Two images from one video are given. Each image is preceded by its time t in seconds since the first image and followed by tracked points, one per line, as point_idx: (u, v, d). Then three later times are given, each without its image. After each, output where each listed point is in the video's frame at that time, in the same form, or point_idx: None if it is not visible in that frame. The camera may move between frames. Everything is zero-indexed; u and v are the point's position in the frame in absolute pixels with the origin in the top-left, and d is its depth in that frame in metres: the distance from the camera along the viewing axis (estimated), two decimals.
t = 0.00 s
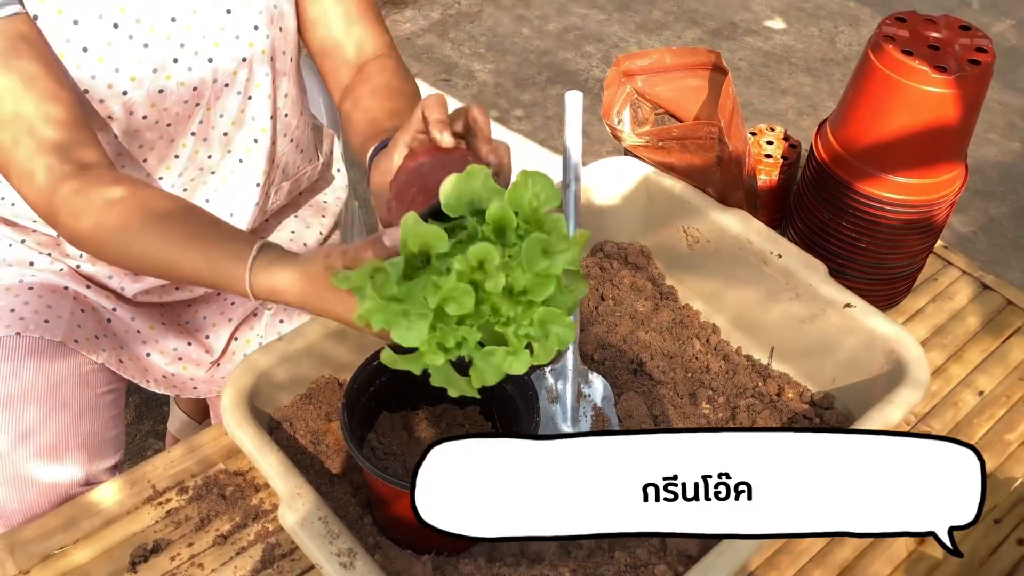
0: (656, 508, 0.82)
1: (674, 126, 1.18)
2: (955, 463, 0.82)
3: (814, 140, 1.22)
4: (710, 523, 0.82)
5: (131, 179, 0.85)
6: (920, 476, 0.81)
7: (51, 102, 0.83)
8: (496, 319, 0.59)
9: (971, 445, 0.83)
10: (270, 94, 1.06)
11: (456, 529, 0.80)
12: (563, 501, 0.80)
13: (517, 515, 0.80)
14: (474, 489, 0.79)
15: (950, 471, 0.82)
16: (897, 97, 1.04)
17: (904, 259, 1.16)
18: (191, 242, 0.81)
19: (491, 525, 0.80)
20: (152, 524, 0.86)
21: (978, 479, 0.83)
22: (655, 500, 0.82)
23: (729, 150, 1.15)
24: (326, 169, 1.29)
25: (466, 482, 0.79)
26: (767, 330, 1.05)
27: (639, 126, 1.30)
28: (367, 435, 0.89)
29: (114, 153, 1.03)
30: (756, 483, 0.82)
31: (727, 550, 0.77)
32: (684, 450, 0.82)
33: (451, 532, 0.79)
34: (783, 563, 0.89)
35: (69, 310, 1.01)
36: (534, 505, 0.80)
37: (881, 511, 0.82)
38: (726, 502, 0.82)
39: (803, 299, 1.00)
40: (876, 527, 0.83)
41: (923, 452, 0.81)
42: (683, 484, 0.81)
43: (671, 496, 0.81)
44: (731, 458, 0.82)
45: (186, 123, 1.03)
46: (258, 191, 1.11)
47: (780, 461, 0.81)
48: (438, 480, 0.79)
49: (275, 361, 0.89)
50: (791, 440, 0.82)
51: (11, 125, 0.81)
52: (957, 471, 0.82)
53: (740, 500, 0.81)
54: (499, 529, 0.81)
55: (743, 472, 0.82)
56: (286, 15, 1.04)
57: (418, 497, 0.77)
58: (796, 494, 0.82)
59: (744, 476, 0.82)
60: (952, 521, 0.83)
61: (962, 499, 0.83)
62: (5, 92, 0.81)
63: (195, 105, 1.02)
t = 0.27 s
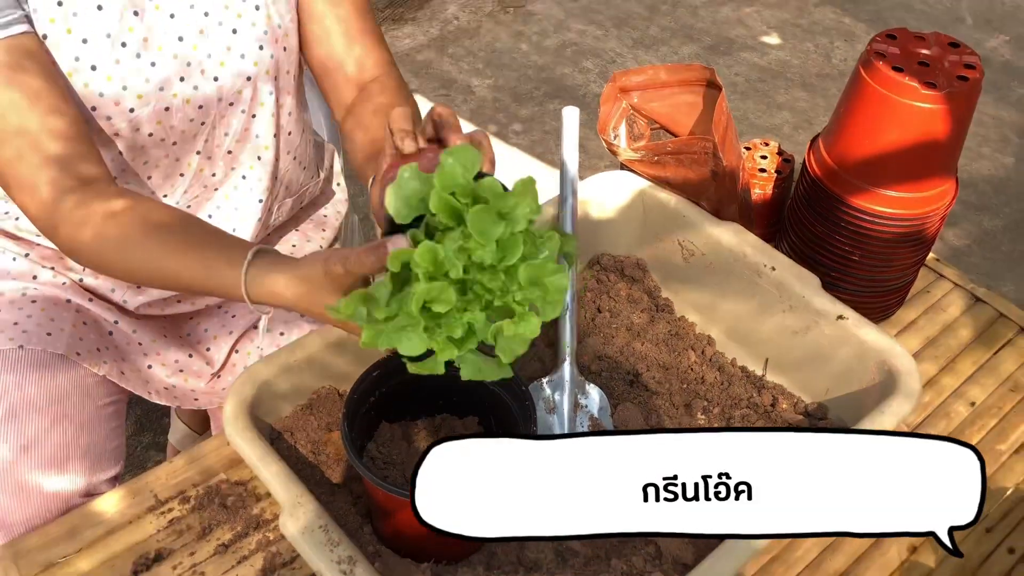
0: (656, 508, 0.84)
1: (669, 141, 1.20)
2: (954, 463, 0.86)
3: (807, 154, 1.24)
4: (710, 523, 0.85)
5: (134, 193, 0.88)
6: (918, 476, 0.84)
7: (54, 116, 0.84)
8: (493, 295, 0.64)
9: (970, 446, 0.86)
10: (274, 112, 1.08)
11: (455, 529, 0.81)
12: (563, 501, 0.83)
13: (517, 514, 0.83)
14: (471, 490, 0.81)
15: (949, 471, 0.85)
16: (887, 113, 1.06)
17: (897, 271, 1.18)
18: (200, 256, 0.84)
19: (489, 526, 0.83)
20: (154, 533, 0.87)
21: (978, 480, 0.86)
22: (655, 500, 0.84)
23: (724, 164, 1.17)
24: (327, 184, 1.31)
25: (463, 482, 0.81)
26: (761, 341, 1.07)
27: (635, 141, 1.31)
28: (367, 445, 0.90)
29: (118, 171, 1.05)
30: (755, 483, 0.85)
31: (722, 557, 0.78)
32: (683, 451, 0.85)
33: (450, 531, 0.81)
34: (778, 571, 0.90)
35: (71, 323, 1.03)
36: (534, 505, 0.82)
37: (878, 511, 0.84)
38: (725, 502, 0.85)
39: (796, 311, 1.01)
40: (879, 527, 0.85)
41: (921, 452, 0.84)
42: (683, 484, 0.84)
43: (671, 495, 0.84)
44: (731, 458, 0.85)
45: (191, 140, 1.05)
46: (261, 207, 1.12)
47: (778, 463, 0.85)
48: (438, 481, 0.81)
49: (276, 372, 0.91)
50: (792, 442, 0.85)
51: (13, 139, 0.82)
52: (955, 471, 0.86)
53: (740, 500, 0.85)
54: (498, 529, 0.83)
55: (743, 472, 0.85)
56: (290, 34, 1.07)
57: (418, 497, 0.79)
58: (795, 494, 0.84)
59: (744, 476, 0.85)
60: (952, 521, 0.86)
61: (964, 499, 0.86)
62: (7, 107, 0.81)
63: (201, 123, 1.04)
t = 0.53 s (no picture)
0: (659, 507, 0.86)
1: (667, 149, 1.21)
2: (957, 462, 0.90)
3: (803, 163, 1.25)
4: (715, 523, 0.86)
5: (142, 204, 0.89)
6: (924, 475, 0.88)
7: (64, 129, 0.86)
8: (459, 280, 0.65)
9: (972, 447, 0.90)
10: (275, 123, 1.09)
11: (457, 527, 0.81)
12: (573, 503, 0.85)
13: (523, 514, 0.84)
14: (478, 490, 0.82)
15: (953, 469, 0.90)
16: (881, 122, 1.07)
17: (892, 278, 1.19)
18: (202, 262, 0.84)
19: (494, 525, 0.84)
20: (155, 537, 0.87)
21: (984, 483, 0.89)
22: (658, 498, 0.87)
23: (720, 172, 1.18)
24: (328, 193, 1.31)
25: (473, 476, 0.84)
26: (758, 348, 1.08)
27: (633, 149, 1.32)
28: (367, 449, 0.91)
29: (123, 180, 1.05)
30: (760, 483, 0.88)
31: (720, 559, 0.79)
32: (686, 453, 0.88)
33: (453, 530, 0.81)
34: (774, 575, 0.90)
35: (73, 329, 1.03)
36: (545, 506, 0.84)
37: (889, 511, 0.86)
38: (730, 501, 0.88)
39: (792, 318, 1.02)
40: (887, 527, 0.87)
41: (928, 450, 0.88)
42: (687, 483, 0.87)
43: (676, 494, 0.87)
44: (737, 459, 0.88)
45: (193, 151, 1.07)
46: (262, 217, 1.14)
47: (783, 464, 0.88)
48: (444, 477, 0.83)
49: (276, 377, 0.92)
50: (799, 443, 0.87)
51: (28, 151, 0.84)
52: (957, 470, 0.90)
53: (744, 500, 0.87)
54: (501, 529, 0.84)
55: (748, 472, 0.88)
56: (291, 46, 1.08)
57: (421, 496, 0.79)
58: (798, 495, 0.87)
59: (749, 476, 0.88)
60: (956, 524, 0.87)
61: (971, 499, 0.89)
62: (23, 119, 0.84)
63: (203, 135, 1.05)
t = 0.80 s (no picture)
0: (658, 507, 0.87)
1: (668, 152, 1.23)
2: (958, 463, 0.90)
3: (803, 166, 1.26)
4: (716, 523, 0.87)
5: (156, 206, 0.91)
6: (924, 475, 0.88)
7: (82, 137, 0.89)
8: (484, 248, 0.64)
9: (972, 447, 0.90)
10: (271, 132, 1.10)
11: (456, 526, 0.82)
12: (573, 502, 0.85)
13: (523, 513, 0.85)
14: (477, 489, 0.83)
15: (953, 470, 0.90)
16: (881, 124, 1.07)
17: (891, 280, 1.19)
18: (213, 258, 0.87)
19: (493, 524, 0.84)
20: (158, 535, 0.88)
21: (984, 483, 0.89)
22: (658, 498, 0.87)
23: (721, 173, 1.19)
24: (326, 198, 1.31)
25: (472, 476, 0.84)
26: (758, 349, 1.08)
27: (635, 152, 1.32)
28: (369, 449, 0.91)
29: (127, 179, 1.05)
30: (760, 483, 0.88)
31: (718, 558, 0.79)
32: (685, 453, 0.89)
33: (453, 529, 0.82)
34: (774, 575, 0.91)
35: (74, 327, 1.04)
36: (545, 505, 0.85)
37: (889, 512, 0.87)
38: (730, 501, 0.87)
39: (792, 319, 1.03)
40: (887, 527, 0.88)
41: (928, 450, 0.88)
42: (687, 483, 0.87)
43: (676, 495, 0.87)
44: (738, 459, 0.88)
45: (188, 158, 1.07)
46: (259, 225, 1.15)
47: (783, 464, 0.88)
48: (443, 478, 0.83)
49: (279, 377, 0.92)
50: (798, 444, 0.88)
51: (48, 157, 0.86)
52: (956, 471, 0.90)
53: (745, 500, 0.87)
54: (500, 529, 0.84)
55: (747, 472, 0.88)
56: (287, 56, 1.09)
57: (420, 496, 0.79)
58: (798, 495, 0.87)
59: (749, 476, 0.88)
60: (957, 523, 0.88)
61: (971, 499, 0.89)
62: (43, 127, 0.86)
63: (198, 143, 1.05)
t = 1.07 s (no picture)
0: (658, 507, 0.87)
1: (669, 152, 1.22)
2: (958, 463, 0.90)
3: (805, 167, 1.26)
4: (717, 523, 0.87)
5: (158, 202, 0.90)
6: (925, 476, 0.88)
7: (80, 132, 0.87)
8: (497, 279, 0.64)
9: (972, 447, 0.90)
10: (280, 125, 1.11)
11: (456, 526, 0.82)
12: (574, 501, 0.85)
13: (524, 514, 0.85)
14: (477, 490, 0.83)
15: (954, 470, 0.90)
16: (883, 126, 1.08)
17: (893, 282, 1.20)
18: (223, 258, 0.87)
19: (494, 524, 0.84)
20: (162, 534, 0.88)
21: (984, 483, 0.89)
22: (658, 499, 0.87)
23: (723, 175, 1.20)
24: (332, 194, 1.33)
25: (473, 480, 0.84)
26: (759, 350, 1.09)
27: (636, 153, 1.34)
28: (372, 448, 0.92)
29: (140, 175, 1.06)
30: (760, 483, 0.88)
31: (719, 558, 0.79)
32: (686, 454, 0.89)
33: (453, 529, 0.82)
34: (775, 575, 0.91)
35: (80, 328, 1.04)
36: (546, 505, 0.85)
37: (888, 511, 0.87)
38: (730, 501, 0.88)
39: (793, 320, 1.03)
40: (887, 526, 0.87)
41: (929, 451, 0.88)
42: (686, 483, 0.87)
43: (675, 495, 0.87)
44: (737, 459, 0.89)
45: (199, 153, 1.08)
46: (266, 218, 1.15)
47: (783, 464, 0.88)
48: (444, 481, 0.83)
49: (282, 376, 0.92)
50: (799, 443, 0.88)
51: (44, 153, 0.85)
52: (958, 470, 0.90)
53: (744, 500, 0.88)
54: (501, 529, 0.84)
55: (747, 472, 0.89)
56: (295, 48, 1.09)
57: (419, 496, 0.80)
58: (798, 495, 0.87)
59: (748, 476, 0.88)
60: (957, 524, 0.88)
61: (971, 499, 0.89)
62: (38, 122, 0.85)
63: (207, 137, 1.06)
